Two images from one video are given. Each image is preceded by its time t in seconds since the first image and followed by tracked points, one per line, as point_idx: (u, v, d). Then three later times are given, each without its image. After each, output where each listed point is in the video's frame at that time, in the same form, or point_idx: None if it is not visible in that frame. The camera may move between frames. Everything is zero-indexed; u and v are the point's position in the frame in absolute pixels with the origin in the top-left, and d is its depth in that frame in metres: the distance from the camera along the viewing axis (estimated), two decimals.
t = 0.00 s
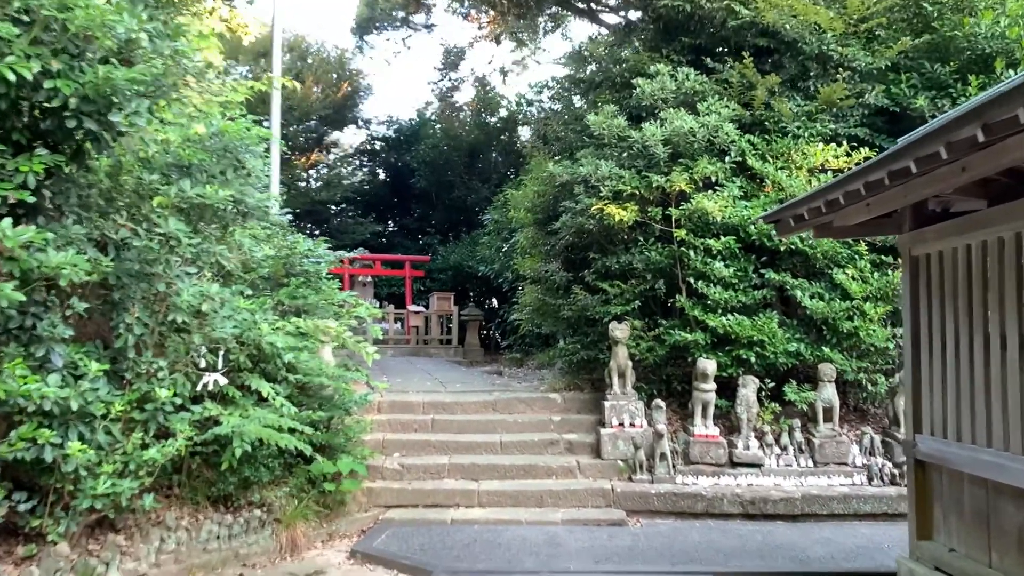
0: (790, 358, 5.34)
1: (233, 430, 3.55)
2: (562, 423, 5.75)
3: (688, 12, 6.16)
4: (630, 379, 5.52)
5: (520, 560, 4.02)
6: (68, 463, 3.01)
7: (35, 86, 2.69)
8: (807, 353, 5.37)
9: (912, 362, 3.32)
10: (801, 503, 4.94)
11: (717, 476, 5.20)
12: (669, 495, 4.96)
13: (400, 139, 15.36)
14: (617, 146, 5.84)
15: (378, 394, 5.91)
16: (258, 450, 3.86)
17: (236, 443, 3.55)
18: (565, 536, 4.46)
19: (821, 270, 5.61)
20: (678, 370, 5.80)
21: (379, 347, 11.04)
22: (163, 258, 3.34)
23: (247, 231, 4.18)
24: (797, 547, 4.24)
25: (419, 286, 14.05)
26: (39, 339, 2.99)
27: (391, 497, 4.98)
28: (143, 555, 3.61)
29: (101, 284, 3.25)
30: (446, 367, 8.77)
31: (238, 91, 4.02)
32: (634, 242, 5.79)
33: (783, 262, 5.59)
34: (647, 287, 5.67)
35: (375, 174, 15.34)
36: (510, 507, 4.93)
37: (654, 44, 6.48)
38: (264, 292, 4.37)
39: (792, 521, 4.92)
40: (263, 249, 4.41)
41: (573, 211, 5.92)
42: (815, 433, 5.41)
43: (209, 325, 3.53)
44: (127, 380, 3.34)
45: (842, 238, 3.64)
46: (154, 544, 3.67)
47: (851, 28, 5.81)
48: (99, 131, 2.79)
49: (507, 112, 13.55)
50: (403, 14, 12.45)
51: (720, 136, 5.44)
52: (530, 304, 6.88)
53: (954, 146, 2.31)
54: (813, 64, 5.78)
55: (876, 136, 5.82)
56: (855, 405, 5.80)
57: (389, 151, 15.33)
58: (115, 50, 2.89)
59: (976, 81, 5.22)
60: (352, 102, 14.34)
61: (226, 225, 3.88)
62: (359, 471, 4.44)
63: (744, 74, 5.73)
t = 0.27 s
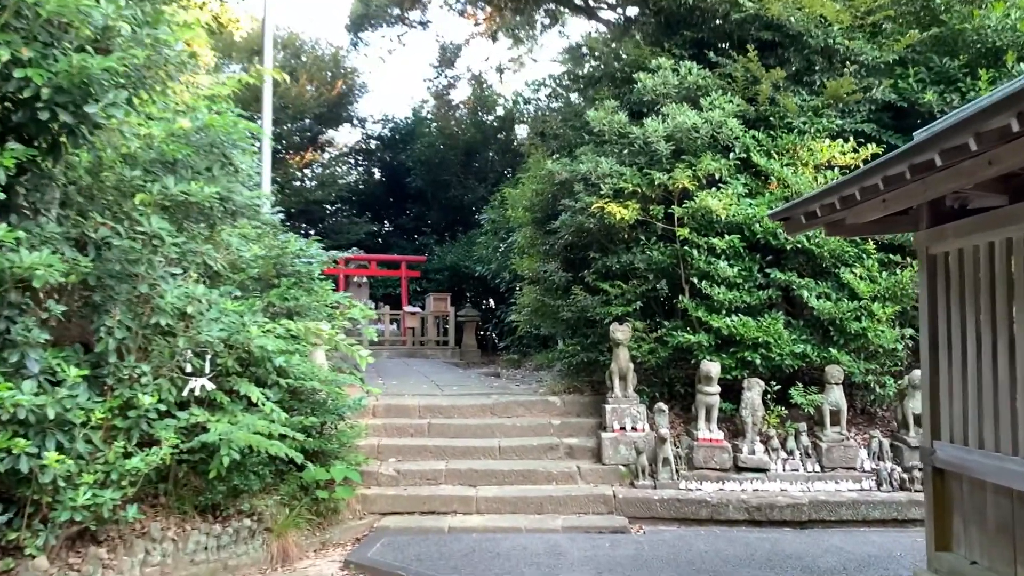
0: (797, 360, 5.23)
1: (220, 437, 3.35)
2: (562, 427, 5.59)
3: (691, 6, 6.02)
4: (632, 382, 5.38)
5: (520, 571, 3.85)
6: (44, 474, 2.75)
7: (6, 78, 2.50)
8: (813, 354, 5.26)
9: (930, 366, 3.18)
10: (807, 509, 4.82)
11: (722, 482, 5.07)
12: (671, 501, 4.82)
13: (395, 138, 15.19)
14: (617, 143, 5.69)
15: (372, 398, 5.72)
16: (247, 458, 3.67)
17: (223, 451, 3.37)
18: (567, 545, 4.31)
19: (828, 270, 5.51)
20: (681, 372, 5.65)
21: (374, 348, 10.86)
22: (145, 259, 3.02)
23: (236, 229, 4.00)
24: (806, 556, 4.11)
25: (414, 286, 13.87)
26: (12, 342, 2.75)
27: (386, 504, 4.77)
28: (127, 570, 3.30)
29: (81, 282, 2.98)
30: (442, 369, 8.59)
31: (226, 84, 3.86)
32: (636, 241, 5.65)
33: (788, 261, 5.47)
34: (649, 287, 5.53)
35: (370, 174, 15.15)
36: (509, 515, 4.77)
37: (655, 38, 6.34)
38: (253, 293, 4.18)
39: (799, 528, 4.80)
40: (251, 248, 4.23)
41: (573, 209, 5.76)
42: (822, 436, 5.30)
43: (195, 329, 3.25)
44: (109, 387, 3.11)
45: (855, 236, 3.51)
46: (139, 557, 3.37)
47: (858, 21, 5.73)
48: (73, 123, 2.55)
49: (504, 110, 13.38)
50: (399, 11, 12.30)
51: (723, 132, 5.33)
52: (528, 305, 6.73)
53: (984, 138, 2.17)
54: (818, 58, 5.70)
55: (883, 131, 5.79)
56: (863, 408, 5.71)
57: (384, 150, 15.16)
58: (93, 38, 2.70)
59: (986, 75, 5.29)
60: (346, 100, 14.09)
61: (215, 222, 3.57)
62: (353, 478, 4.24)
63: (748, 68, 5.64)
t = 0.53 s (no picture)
0: (805, 357, 5.11)
1: (208, 437, 3.20)
2: (564, 426, 5.46)
3: None
4: (636, 381, 5.24)
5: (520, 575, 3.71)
6: (21, 476, 2.61)
7: None
8: (822, 351, 5.13)
9: (950, 363, 3.03)
10: (817, 511, 4.69)
11: (729, 483, 4.94)
12: (677, 502, 4.69)
13: (394, 134, 15.05)
14: (620, 135, 5.54)
15: (369, 397, 5.58)
16: (238, 459, 3.52)
17: (212, 451, 3.22)
18: (569, 549, 4.16)
19: (837, 265, 5.38)
20: (687, 370, 5.51)
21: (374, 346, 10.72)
22: (130, 250, 2.83)
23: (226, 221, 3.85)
24: (818, 560, 3.98)
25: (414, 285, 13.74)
26: None
27: (383, 505, 4.60)
28: None
29: (62, 275, 2.83)
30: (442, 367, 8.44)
31: (217, 71, 3.71)
32: (640, 236, 5.50)
33: (797, 256, 5.33)
34: (653, 283, 5.39)
35: (369, 171, 15.01)
36: (511, 517, 4.63)
37: (659, 28, 6.20)
38: (245, 288, 4.03)
39: (808, 530, 4.68)
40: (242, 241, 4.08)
41: (575, 204, 5.61)
42: (831, 436, 5.16)
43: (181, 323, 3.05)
44: (92, 384, 2.95)
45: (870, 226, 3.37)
46: (125, 562, 3.21)
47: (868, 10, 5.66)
48: (48, 104, 2.36)
49: (504, 107, 13.22)
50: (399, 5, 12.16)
51: (730, 123, 5.19)
52: (529, 302, 6.59)
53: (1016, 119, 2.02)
54: (827, 48, 5.61)
55: (893, 123, 5.67)
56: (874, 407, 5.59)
57: (383, 147, 15.02)
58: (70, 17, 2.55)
59: (1000, 64, 5.20)
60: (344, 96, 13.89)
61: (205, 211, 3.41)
62: (349, 479, 4.10)
63: (755, 58, 5.52)
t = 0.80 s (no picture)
0: (817, 358, 4.94)
1: (196, 439, 3.05)
2: (567, 428, 5.31)
3: None
4: (642, 382, 5.09)
5: None
6: None
7: None
8: (835, 352, 4.97)
9: (976, 366, 2.87)
10: (830, 517, 4.53)
11: (738, 487, 4.78)
12: (684, 508, 4.53)
13: (397, 132, 14.91)
14: (627, 128, 5.38)
15: (368, 397, 5.43)
16: (229, 462, 3.37)
17: (200, 454, 3.07)
18: (574, 557, 4.00)
19: (851, 263, 5.22)
20: (694, 370, 5.35)
21: (375, 345, 10.58)
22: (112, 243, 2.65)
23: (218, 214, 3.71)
24: (833, 569, 3.83)
25: (416, 283, 13.61)
26: None
27: (381, 509, 4.46)
28: None
29: (39, 269, 2.68)
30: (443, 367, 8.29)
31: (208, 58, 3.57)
32: (646, 232, 5.34)
33: (809, 253, 5.16)
34: (661, 281, 5.22)
35: (371, 168, 14.87)
36: (512, 522, 4.48)
37: (666, 19, 6.04)
38: (238, 285, 3.88)
39: (821, 537, 4.51)
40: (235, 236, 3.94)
41: (580, 199, 5.45)
42: (844, 439, 5.00)
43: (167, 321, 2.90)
44: (72, 384, 2.80)
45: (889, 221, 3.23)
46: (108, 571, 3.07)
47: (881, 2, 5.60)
48: (20, 87, 2.20)
49: (508, 104, 13.06)
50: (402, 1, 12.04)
51: (740, 116, 5.03)
52: (532, 300, 6.43)
53: None
54: (839, 39, 5.50)
55: (907, 116, 5.52)
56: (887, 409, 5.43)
57: (385, 144, 14.89)
58: None
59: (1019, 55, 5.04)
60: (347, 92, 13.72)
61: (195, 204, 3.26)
62: (345, 483, 3.95)
63: (766, 49, 5.36)
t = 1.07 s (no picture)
0: (833, 362, 4.78)
1: (188, 444, 2.92)
2: (574, 432, 5.17)
3: None
4: (651, 385, 4.95)
5: None
6: None
7: None
8: (851, 355, 4.81)
9: (1008, 373, 2.70)
10: (846, 527, 4.37)
11: (750, 495, 4.62)
12: (695, 516, 4.38)
13: (402, 131, 14.79)
14: (637, 125, 5.24)
15: (370, 399, 5.30)
16: (223, 467, 3.25)
17: (192, 460, 2.94)
18: (581, 567, 3.86)
19: (867, 264, 5.06)
20: (705, 374, 5.20)
21: (379, 346, 10.46)
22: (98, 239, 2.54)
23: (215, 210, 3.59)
24: None
25: (421, 283, 13.49)
26: None
27: (382, 516, 4.33)
28: None
29: (23, 267, 2.56)
30: (447, 368, 8.16)
31: (205, 50, 3.45)
32: (656, 232, 5.19)
33: (825, 253, 5.00)
34: (671, 281, 5.07)
35: (376, 168, 14.76)
36: (517, 530, 4.33)
37: (677, 14, 5.89)
38: (235, 284, 3.76)
39: (837, 546, 4.35)
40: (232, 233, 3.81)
41: (588, 197, 5.31)
42: (860, 446, 4.84)
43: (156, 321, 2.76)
44: (57, 387, 2.68)
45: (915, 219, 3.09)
46: None
47: None
48: None
49: (514, 103, 12.91)
50: None
51: (754, 111, 4.88)
52: (538, 301, 6.28)
53: None
54: (856, 33, 5.35)
55: (925, 114, 5.35)
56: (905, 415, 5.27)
57: (391, 144, 14.77)
58: None
59: None
60: (352, 91, 13.62)
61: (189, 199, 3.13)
62: (344, 489, 3.82)
63: (781, 44, 5.21)
